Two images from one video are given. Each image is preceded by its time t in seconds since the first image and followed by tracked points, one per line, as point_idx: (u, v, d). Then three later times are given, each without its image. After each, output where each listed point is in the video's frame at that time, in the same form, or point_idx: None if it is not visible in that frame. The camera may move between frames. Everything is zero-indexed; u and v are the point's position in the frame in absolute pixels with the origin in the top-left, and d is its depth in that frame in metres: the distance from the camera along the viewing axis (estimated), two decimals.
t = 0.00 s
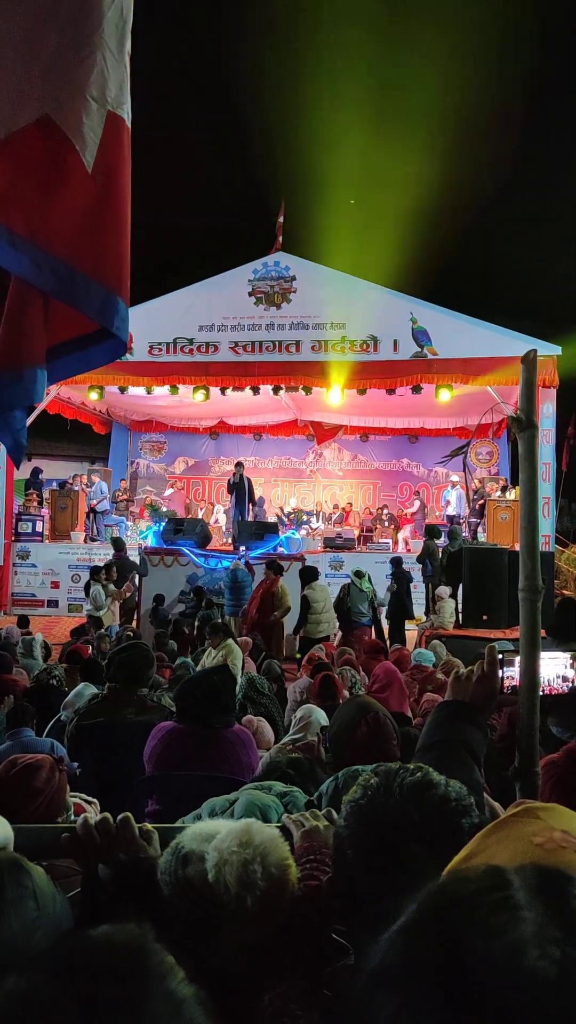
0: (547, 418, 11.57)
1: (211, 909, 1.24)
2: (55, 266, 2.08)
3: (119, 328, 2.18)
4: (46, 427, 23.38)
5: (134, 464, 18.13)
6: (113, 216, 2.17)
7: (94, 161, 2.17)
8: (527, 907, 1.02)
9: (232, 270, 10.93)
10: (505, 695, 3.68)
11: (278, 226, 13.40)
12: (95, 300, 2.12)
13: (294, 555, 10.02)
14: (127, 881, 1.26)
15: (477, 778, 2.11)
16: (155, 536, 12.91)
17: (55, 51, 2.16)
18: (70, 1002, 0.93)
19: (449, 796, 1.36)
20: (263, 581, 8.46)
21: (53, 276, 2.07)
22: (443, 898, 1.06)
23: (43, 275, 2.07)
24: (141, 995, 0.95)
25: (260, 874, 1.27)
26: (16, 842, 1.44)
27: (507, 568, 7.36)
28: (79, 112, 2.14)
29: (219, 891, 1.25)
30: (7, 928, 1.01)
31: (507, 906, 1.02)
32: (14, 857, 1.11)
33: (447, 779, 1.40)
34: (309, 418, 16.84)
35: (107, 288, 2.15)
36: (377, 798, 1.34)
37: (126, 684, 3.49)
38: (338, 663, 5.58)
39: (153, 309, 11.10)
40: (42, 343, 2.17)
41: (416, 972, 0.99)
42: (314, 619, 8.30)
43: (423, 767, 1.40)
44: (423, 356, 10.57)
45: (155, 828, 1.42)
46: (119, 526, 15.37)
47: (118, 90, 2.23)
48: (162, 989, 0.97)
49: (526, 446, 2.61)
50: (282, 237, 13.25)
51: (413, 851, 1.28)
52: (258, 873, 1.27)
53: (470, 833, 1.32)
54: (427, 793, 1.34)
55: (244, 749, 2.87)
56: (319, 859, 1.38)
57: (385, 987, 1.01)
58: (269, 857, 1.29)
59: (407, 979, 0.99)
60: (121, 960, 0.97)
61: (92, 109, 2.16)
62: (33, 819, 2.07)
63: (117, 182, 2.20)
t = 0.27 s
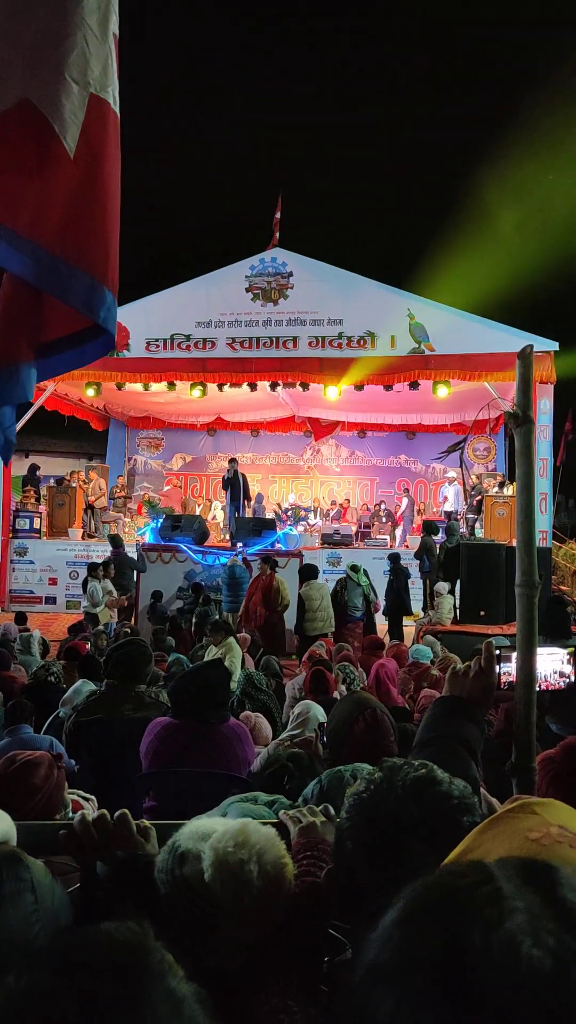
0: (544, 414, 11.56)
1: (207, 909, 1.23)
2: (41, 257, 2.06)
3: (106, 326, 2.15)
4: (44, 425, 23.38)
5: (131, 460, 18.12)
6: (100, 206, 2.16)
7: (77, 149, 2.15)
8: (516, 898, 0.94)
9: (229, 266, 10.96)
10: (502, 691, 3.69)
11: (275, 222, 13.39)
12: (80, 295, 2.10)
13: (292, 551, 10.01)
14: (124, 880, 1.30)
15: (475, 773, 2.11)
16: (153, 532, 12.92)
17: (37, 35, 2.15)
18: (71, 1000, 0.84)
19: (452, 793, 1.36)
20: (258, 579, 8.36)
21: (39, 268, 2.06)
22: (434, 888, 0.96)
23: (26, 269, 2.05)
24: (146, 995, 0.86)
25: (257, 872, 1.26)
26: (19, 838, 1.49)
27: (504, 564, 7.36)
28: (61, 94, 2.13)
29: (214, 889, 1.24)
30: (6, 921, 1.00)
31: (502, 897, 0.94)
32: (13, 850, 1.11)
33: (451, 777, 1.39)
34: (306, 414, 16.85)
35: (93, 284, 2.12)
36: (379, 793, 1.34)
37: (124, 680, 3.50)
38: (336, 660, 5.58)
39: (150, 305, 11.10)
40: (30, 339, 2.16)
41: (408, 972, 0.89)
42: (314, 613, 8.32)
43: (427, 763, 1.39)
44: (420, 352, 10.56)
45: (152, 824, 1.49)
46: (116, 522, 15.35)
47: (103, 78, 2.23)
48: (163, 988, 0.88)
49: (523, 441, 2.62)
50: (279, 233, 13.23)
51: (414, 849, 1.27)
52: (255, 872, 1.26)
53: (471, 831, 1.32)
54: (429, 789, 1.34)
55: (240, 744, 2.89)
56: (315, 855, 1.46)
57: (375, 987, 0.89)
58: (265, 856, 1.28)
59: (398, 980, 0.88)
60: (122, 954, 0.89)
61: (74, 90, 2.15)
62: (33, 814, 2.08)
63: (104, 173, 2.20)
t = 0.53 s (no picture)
0: (542, 411, 11.57)
1: (206, 907, 1.24)
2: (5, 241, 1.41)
3: (88, 321, 1.50)
4: (42, 423, 23.34)
5: (129, 459, 18.11)
6: (82, 192, 1.52)
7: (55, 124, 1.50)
8: (504, 903, 0.89)
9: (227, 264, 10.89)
10: (500, 687, 3.69)
11: (273, 219, 13.37)
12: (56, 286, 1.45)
13: (290, 549, 10.03)
14: (124, 878, 1.31)
15: (474, 772, 2.11)
16: (151, 530, 12.91)
17: None
18: (68, 1000, 0.83)
19: (449, 791, 1.36)
20: (256, 577, 8.45)
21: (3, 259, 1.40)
22: (419, 897, 0.91)
23: None
24: (145, 994, 0.86)
25: (256, 872, 1.25)
26: (17, 839, 1.48)
27: (502, 561, 7.37)
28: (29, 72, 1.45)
29: (213, 889, 1.24)
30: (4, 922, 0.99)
31: (491, 905, 0.88)
32: (11, 851, 1.10)
33: (447, 774, 1.39)
34: (304, 412, 16.86)
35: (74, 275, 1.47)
36: (376, 790, 1.34)
37: (123, 679, 3.49)
38: (335, 657, 5.59)
39: (147, 303, 11.08)
40: None
41: (398, 986, 0.84)
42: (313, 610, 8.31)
43: (424, 760, 1.39)
44: (417, 349, 10.56)
45: (151, 823, 1.49)
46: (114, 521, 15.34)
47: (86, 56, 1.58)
48: (161, 989, 0.88)
49: (521, 439, 2.61)
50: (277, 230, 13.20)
51: (413, 844, 1.28)
52: (254, 871, 1.26)
53: (467, 828, 1.33)
54: (426, 788, 1.33)
55: (237, 741, 2.88)
56: (312, 854, 1.47)
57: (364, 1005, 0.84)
58: (264, 855, 1.27)
59: (388, 996, 0.83)
60: (121, 955, 0.88)
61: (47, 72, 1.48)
62: (31, 814, 2.07)
63: (83, 154, 1.53)
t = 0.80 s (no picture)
0: (537, 408, 11.59)
1: (204, 905, 1.24)
2: None
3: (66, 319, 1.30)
4: (37, 421, 23.27)
5: (125, 457, 18.09)
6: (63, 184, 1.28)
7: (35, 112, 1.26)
8: (500, 897, 0.92)
9: (222, 261, 10.87)
10: (495, 685, 3.71)
11: (268, 217, 13.35)
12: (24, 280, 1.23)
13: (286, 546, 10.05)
14: (120, 875, 1.30)
15: (469, 769, 2.12)
16: (147, 528, 12.91)
17: None
18: (69, 998, 0.85)
19: (444, 788, 1.37)
20: (256, 574, 8.59)
21: None
22: (416, 893, 0.93)
23: None
24: (145, 995, 0.87)
25: (255, 868, 1.26)
26: (16, 836, 1.49)
27: (498, 559, 7.38)
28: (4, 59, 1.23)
29: (213, 886, 1.24)
30: None
31: (488, 901, 0.91)
32: (7, 850, 1.09)
33: (443, 771, 1.40)
34: (300, 410, 16.88)
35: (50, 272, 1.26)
36: (372, 788, 1.35)
37: (119, 677, 3.49)
38: (331, 654, 5.60)
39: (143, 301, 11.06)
40: None
41: (397, 986, 0.86)
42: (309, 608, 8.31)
43: (419, 758, 1.39)
44: (413, 347, 10.57)
45: (148, 821, 1.50)
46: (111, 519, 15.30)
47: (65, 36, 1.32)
48: (163, 987, 0.89)
49: (516, 438, 2.62)
50: (272, 227, 13.19)
51: (409, 842, 1.28)
52: (253, 866, 1.26)
53: (463, 825, 1.34)
54: (422, 784, 1.34)
55: (232, 738, 2.88)
56: (310, 852, 1.48)
57: (362, 1004, 0.86)
58: (264, 852, 1.28)
59: (387, 995, 0.85)
60: (119, 955, 0.89)
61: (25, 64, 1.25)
62: (27, 813, 2.07)
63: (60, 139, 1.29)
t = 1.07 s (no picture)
0: (532, 407, 11.61)
1: (198, 905, 1.25)
2: None
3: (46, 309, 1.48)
4: (32, 421, 23.23)
5: (120, 456, 18.08)
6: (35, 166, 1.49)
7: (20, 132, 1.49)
8: (489, 888, 0.89)
9: (217, 260, 10.85)
10: (489, 684, 3.72)
11: (263, 216, 13.34)
12: None
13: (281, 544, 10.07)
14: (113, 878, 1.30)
15: (462, 768, 2.14)
16: (142, 528, 12.90)
17: None
18: (55, 998, 0.82)
19: (434, 785, 1.36)
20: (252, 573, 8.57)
21: None
22: (408, 889, 0.90)
23: None
24: (135, 997, 0.84)
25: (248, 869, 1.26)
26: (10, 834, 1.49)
27: (492, 557, 7.39)
28: None
29: (206, 886, 1.24)
30: None
31: (477, 892, 0.88)
32: (3, 849, 1.10)
33: (433, 768, 1.39)
34: (295, 409, 16.91)
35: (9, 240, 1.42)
36: (363, 785, 1.34)
37: (113, 676, 3.48)
38: (325, 654, 5.60)
39: (138, 300, 11.04)
40: None
41: (391, 989, 0.81)
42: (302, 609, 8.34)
43: (409, 755, 1.39)
44: (408, 346, 10.57)
45: (143, 820, 1.50)
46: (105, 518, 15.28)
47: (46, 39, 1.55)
48: (153, 990, 0.86)
49: (509, 437, 2.62)
50: (267, 227, 13.19)
51: (400, 838, 1.26)
52: (246, 868, 1.27)
53: (454, 821, 1.33)
54: (412, 782, 1.33)
55: (225, 737, 2.89)
56: (303, 850, 1.48)
57: (356, 1003, 0.83)
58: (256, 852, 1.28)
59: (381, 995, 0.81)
60: (108, 958, 0.86)
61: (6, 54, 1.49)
62: (20, 813, 2.07)
63: (38, 125, 1.50)
